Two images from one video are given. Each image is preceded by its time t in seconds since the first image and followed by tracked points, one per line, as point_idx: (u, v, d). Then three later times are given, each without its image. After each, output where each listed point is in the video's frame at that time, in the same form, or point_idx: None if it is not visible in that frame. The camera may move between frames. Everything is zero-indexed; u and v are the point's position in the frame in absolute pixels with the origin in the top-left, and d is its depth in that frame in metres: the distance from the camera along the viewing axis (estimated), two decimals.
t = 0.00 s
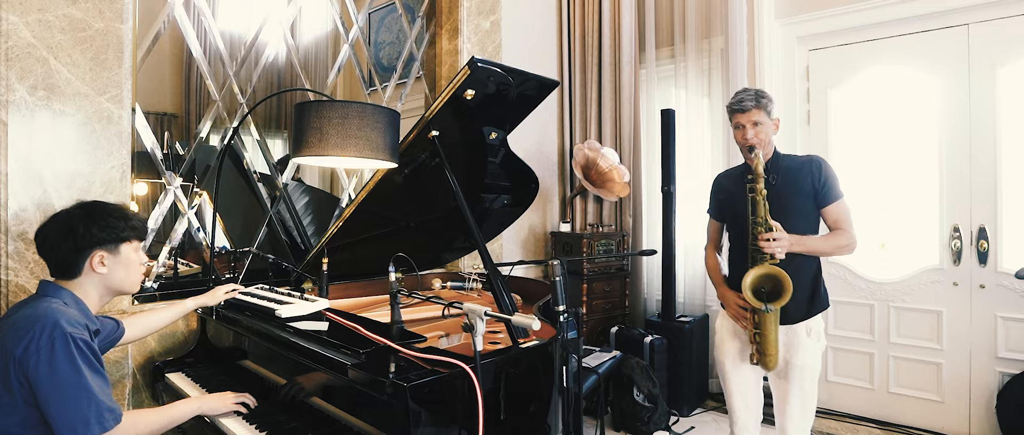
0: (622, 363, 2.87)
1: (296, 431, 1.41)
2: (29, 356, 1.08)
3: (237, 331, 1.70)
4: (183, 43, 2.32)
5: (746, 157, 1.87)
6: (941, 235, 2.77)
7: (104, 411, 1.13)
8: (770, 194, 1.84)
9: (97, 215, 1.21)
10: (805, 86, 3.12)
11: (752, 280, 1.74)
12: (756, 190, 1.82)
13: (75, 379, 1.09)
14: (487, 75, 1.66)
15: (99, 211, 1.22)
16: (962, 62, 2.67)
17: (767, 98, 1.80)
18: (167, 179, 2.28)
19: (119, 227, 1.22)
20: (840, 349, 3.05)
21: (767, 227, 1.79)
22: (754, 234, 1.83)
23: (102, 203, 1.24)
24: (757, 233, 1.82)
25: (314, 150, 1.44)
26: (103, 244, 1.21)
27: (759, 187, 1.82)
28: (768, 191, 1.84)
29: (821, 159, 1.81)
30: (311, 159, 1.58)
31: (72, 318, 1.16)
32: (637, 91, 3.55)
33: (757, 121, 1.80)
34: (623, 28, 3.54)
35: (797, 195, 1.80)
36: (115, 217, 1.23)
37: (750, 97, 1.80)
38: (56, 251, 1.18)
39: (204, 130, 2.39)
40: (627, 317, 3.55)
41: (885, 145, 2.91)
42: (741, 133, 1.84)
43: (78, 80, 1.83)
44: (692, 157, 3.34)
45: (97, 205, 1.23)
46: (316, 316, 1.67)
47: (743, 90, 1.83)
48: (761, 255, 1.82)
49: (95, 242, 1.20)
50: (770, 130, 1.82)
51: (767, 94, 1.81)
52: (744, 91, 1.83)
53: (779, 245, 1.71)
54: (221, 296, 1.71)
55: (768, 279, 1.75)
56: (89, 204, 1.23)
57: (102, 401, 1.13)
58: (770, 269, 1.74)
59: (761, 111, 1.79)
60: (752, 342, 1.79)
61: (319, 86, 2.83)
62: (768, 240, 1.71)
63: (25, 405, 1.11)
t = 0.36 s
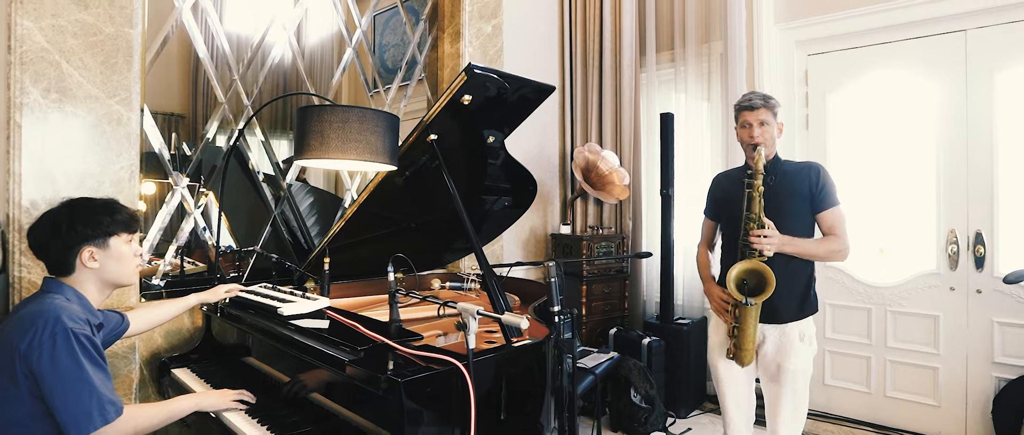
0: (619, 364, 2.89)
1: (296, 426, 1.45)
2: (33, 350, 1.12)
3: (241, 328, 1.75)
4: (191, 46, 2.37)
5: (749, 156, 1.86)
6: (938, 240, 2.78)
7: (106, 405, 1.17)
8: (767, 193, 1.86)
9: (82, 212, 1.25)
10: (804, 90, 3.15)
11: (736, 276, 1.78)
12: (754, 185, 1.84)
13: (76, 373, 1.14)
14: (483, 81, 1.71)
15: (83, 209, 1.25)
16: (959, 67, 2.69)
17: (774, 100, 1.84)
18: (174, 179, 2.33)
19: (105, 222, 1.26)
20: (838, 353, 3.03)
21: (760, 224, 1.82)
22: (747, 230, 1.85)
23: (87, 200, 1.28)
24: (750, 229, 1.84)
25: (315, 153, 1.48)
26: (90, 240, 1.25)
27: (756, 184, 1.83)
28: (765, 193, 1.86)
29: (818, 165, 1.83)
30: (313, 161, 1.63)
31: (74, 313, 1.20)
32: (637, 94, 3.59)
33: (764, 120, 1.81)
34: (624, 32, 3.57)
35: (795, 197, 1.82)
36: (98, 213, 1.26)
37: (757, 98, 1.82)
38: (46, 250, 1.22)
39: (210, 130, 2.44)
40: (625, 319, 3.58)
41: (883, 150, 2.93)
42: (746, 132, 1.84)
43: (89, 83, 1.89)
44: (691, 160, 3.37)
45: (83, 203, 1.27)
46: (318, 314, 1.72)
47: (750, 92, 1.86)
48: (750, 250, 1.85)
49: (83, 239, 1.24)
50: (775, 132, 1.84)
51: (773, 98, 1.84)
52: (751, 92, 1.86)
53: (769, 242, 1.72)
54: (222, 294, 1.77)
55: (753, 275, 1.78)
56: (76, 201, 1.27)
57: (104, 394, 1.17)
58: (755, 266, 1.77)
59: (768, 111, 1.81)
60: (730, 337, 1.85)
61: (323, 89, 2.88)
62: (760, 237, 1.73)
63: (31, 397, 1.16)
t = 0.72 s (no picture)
0: (623, 362, 2.92)
1: (304, 417, 1.49)
2: (50, 341, 1.17)
3: (251, 322, 1.80)
4: (203, 46, 2.43)
5: (756, 157, 1.87)
6: (943, 240, 2.77)
7: (118, 396, 1.20)
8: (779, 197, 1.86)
9: (99, 209, 1.30)
10: (810, 90, 3.15)
11: (744, 287, 1.77)
12: (766, 195, 1.85)
13: (90, 365, 1.18)
14: (490, 82, 1.75)
15: (100, 206, 1.30)
16: (964, 67, 2.69)
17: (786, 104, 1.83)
18: (187, 177, 2.39)
19: (121, 220, 1.31)
20: (842, 352, 3.03)
21: (768, 233, 1.85)
22: (755, 239, 1.89)
23: (104, 197, 1.32)
24: (757, 236, 1.88)
25: (324, 152, 1.52)
26: (106, 236, 1.29)
27: (768, 193, 1.85)
28: (777, 197, 1.86)
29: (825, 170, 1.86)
30: (322, 160, 1.67)
31: (90, 307, 1.24)
32: (643, 93, 3.60)
33: (774, 124, 1.81)
34: (631, 31, 3.59)
35: (799, 202, 1.84)
36: (114, 210, 1.31)
37: (770, 102, 1.82)
38: (65, 245, 1.27)
39: (222, 129, 2.49)
40: (630, 317, 3.61)
41: (888, 149, 2.94)
42: (756, 136, 1.84)
43: (106, 84, 1.94)
44: (696, 158, 3.39)
45: (100, 200, 1.32)
46: (326, 309, 1.76)
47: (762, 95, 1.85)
48: (757, 259, 1.88)
49: (99, 235, 1.28)
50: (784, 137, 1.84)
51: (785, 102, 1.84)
52: (763, 94, 1.85)
53: (778, 252, 1.75)
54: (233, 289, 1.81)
55: (762, 286, 1.77)
56: (94, 199, 1.33)
57: (115, 386, 1.20)
58: (766, 277, 1.76)
59: (779, 116, 1.82)
60: (733, 341, 1.89)
61: (333, 89, 2.93)
62: (769, 247, 1.75)
63: (49, 387, 1.20)
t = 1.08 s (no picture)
0: (626, 358, 2.94)
1: (311, 409, 1.52)
2: (69, 334, 1.20)
3: (259, 317, 1.83)
4: (212, 45, 2.46)
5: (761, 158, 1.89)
6: (946, 239, 2.78)
7: (129, 392, 1.23)
8: (791, 201, 1.86)
9: (134, 209, 1.33)
10: (813, 89, 3.16)
11: (761, 287, 1.78)
12: (778, 202, 1.85)
13: (103, 360, 1.20)
14: (495, 81, 1.77)
15: (134, 206, 1.34)
16: (969, 66, 2.69)
17: (790, 103, 1.85)
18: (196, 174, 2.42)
19: (152, 222, 1.34)
20: (844, 351, 3.04)
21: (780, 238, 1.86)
22: (766, 245, 1.90)
23: (140, 198, 1.36)
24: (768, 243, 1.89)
25: (331, 149, 1.55)
26: (136, 236, 1.33)
27: (781, 200, 1.85)
28: (790, 201, 1.86)
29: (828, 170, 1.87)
30: (329, 157, 1.69)
31: (109, 303, 1.27)
32: (647, 92, 3.62)
33: (779, 124, 1.83)
34: (635, 30, 3.60)
35: (801, 201, 1.85)
36: (147, 212, 1.34)
37: (776, 100, 1.83)
38: (95, 239, 1.31)
39: (231, 126, 2.53)
40: (633, 314, 3.63)
41: (891, 149, 2.94)
42: (760, 135, 1.86)
43: (117, 82, 1.97)
44: (700, 157, 3.40)
45: (134, 200, 1.36)
46: (332, 304, 1.79)
47: (766, 92, 1.86)
48: (768, 263, 1.88)
49: (130, 234, 1.32)
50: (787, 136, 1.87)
51: (790, 100, 1.85)
52: (768, 91, 1.86)
53: (788, 257, 1.76)
54: (240, 286, 1.81)
55: (777, 293, 1.77)
56: (130, 198, 1.36)
57: (127, 381, 1.23)
58: (781, 285, 1.76)
59: (784, 115, 1.84)
60: (740, 339, 1.91)
61: (339, 87, 2.96)
62: (781, 252, 1.76)
63: (66, 379, 1.24)
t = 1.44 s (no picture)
0: (622, 358, 2.96)
1: (309, 407, 1.52)
2: (90, 328, 1.22)
3: (258, 315, 1.83)
4: (211, 44, 2.46)
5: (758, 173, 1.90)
6: (940, 240, 2.80)
7: (154, 381, 1.25)
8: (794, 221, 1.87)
9: (156, 211, 1.37)
10: (810, 91, 3.18)
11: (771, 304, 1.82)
12: (782, 223, 1.86)
13: (125, 352, 1.22)
14: (493, 81, 1.78)
15: (158, 207, 1.37)
16: (962, 69, 2.72)
17: (783, 115, 1.86)
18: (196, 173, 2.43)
19: (172, 224, 1.38)
20: (839, 350, 3.06)
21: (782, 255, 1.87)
22: (769, 261, 1.91)
23: (162, 201, 1.40)
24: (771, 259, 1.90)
25: (330, 148, 1.56)
26: (155, 237, 1.36)
27: (784, 221, 1.86)
28: (794, 219, 1.87)
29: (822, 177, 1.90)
30: (328, 157, 1.70)
31: (126, 298, 1.29)
32: (644, 93, 3.63)
33: (773, 138, 1.85)
34: (633, 31, 3.62)
35: (800, 215, 1.87)
36: (170, 215, 1.38)
37: (769, 114, 1.84)
38: (116, 237, 1.33)
39: (229, 126, 2.54)
40: (630, 314, 3.64)
41: (886, 150, 2.96)
42: (755, 150, 1.87)
43: (117, 80, 1.98)
44: (696, 157, 3.42)
45: (158, 202, 1.40)
46: (331, 302, 1.80)
47: (759, 106, 1.87)
48: (773, 279, 1.89)
49: (150, 235, 1.35)
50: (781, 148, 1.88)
51: (782, 112, 1.87)
52: (760, 104, 1.87)
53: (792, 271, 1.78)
54: (238, 285, 1.80)
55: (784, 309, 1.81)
56: (154, 200, 1.40)
57: (150, 373, 1.25)
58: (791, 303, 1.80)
59: (778, 129, 1.85)
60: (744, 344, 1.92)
61: (338, 86, 2.97)
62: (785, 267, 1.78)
63: (82, 373, 1.26)
